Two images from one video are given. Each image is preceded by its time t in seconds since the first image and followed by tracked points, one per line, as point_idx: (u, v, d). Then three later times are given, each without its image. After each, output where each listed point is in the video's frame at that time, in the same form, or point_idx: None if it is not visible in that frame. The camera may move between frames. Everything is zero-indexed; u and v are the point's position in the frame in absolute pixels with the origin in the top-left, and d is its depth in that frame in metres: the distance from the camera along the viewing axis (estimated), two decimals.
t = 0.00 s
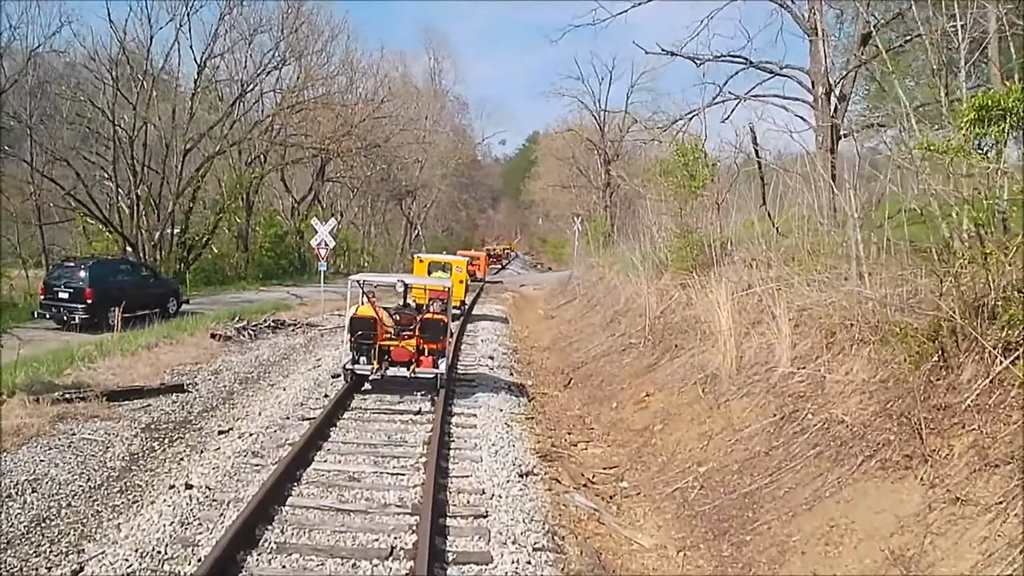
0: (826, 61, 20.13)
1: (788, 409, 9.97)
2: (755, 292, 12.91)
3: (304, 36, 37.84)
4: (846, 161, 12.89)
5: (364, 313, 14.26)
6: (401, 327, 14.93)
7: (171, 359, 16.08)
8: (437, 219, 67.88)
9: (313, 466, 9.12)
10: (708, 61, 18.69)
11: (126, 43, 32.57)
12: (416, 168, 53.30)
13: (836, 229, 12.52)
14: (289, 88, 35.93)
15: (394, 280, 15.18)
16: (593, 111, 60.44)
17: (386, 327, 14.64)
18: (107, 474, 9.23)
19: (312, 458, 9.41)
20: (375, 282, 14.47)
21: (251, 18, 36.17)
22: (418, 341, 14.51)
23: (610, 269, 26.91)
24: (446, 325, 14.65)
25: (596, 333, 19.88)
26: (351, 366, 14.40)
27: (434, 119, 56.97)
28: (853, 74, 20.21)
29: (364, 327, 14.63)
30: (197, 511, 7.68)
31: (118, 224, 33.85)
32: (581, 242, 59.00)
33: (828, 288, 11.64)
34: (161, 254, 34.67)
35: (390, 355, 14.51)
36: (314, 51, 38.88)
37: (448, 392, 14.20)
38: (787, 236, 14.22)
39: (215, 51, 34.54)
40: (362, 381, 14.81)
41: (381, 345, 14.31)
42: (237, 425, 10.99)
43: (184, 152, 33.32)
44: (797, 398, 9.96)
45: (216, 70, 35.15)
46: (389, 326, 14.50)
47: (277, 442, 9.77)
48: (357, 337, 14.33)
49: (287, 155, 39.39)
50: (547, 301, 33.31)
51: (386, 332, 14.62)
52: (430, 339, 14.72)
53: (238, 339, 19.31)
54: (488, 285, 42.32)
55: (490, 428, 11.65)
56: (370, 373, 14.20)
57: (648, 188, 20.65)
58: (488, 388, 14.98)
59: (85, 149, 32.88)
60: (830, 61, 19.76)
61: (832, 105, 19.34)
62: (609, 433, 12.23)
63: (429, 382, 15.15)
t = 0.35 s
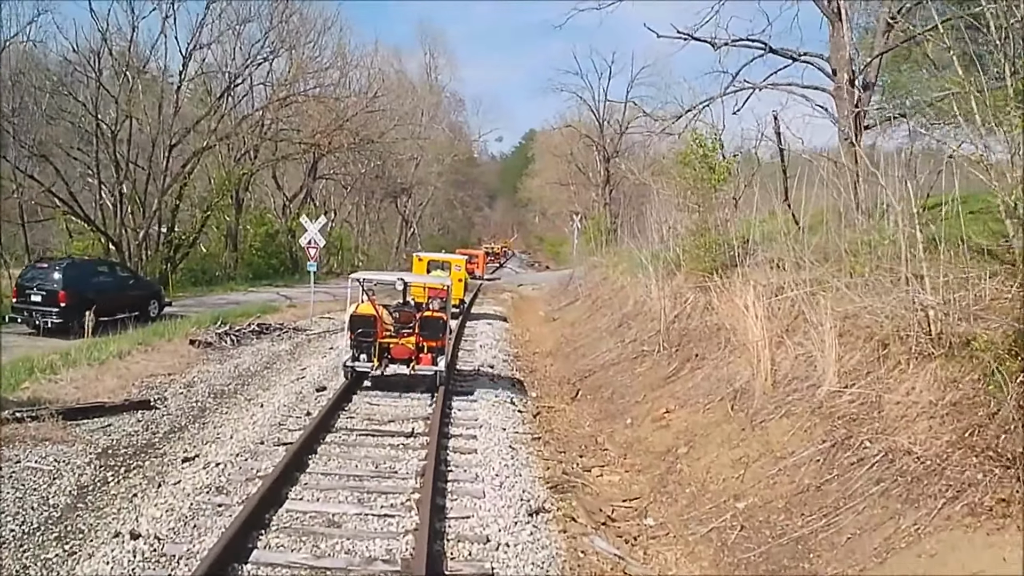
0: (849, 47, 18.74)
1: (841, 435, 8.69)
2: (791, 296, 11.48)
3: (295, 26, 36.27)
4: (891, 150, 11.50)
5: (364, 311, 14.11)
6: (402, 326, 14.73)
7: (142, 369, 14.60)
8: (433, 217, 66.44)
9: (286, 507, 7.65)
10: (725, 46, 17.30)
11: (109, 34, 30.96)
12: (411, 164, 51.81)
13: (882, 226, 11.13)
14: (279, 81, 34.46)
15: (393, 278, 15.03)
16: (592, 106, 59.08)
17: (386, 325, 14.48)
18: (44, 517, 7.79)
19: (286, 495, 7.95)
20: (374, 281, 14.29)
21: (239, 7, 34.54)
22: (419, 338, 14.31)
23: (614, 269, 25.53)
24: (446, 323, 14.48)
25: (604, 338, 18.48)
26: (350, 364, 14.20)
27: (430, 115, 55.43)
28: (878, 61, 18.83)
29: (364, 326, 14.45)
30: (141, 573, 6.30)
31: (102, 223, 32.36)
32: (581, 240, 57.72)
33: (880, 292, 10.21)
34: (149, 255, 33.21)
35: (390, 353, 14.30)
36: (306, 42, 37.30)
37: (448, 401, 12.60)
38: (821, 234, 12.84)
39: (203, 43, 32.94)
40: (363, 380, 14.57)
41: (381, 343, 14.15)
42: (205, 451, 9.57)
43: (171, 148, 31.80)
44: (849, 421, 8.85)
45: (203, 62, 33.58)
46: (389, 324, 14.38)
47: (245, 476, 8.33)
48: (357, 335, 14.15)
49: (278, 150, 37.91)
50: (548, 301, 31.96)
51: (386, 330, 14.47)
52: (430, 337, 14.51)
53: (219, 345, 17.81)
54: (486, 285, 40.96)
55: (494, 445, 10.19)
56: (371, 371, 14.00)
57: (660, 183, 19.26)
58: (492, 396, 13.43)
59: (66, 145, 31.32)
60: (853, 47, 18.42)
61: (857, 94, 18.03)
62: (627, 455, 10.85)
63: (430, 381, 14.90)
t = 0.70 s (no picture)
0: (879, 32, 17.36)
1: (914, 471, 7.30)
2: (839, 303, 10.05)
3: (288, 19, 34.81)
4: (952, 139, 10.12)
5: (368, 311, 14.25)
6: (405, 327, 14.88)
7: (110, 386, 13.18)
8: (431, 217, 65.01)
9: (252, 570, 6.28)
10: (748, 30, 15.90)
11: (92, 27, 29.48)
12: (409, 163, 50.38)
13: (943, 225, 9.76)
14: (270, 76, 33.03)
15: (397, 281, 15.08)
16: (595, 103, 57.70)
17: (389, 326, 14.64)
18: None
19: (254, 552, 6.59)
20: (377, 285, 14.28)
21: None
22: (420, 339, 14.47)
23: (622, 272, 24.16)
24: (447, 324, 14.62)
25: (615, 346, 17.03)
26: (353, 364, 14.43)
27: (428, 112, 54.01)
28: (909, 48, 17.49)
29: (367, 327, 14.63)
30: None
31: (85, 224, 30.91)
32: (583, 240, 56.39)
33: (951, 300, 8.76)
34: (135, 257, 31.79)
35: (393, 353, 14.50)
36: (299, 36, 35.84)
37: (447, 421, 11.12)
38: (866, 234, 11.48)
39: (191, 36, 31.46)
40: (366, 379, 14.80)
41: (385, 343, 14.26)
42: (164, 490, 8.21)
43: (157, 145, 30.37)
44: (922, 455, 7.48)
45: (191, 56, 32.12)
46: (392, 325, 14.53)
47: (206, 528, 6.97)
48: (361, 335, 14.28)
49: (270, 147, 36.48)
50: (551, 304, 30.61)
51: (389, 330, 14.59)
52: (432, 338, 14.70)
53: (199, 356, 16.37)
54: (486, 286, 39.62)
55: (502, 481, 8.81)
56: (373, 370, 14.20)
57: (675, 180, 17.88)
58: (496, 413, 11.90)
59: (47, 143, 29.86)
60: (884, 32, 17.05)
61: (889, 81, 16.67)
62: (653, 488, 9.44)
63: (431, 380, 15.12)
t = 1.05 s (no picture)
0: (916, 11, 15.96)
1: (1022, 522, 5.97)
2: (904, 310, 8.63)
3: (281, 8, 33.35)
4: None
5: (370, 309, 13.90)
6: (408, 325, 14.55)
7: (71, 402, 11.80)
8: (430, 215, 63.62)
9: None
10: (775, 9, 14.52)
11: (74, 16, 28.04)
12: (407, 159, 48.99)
13: None
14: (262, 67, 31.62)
15: (401, 278, 14.72)
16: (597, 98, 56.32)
17: (391, 324, 14.31)
18: None
19: None
20: (379, 282, 13.93)
21: None
22: (423, 337, 14.09)
23: (632, 272, 22.78)
24: (451, 321, 14.27)
25: (629, 353, 15.65)
26: (356, 362, 14.11)
27: (427, 107, 52.58)
28: (947, 31, 16.15)
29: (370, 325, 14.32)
30: None
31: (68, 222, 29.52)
32: (586, 239, 55.02)
33: None
34: (121, 257, 30.38)
35: (396, 352, 14.15)
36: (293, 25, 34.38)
37: (447, 443, 9.74)
38: (921, 231, 10.13)
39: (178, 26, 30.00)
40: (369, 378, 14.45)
41: (387, 341, 13.88)
42: (107, 540, 6.87)
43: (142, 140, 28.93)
44: None
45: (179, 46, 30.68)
46: (394, 323, 14.19)
47: None
48: (363, 333, 13.91)
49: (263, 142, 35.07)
50: (555, 304, 29.25)
51: (391, 328, 14.22)
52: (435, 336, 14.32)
53: (177, 366, 15.00)
54: (487, 286, 38.25)
55: (512, 525, 7.42)
56: (376, 369, 13.85)
57: (693, 173, 16.51)
58: (502, 432, 10.51)
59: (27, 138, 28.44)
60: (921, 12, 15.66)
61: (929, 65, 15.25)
62: (687, 527, 8.06)
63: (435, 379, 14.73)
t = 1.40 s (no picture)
0: None
1: None
2: (989, 325, 7.17)
3: None
4: None
5: (369, 309, 13.50)
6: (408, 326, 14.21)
7: (19, 427, 10.38)
8: (425, 215, 62.10)
9: None
10: None
11: (51, 6, 26.52)
12: (402, 157, 47.57)
13: None
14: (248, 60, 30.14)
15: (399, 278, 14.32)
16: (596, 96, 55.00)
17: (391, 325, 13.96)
18: None
19: None
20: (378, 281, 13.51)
21: None
22: (421, 337, 13.72)
23: (640, 274, 21.34)
24: (450, 321, 13.90)
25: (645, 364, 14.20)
26: (354, 363, 13.75)
27: (422, 104, 51.12)
28: (989, 12, 14.83)
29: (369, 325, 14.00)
30: None
31: (45, 223, 28.00)
32: (585, 239, 53.68)
33: None
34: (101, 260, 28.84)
35: (395, 352, 13.79)
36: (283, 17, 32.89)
37: (443, 480, 8.33)
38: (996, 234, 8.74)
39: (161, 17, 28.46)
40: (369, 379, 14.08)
41: (386, 342, 13.49)
42: None
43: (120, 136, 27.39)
44: None
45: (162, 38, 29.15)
46: (393, 323, 13.85)
47: None
48: (361, 334, 13.51)
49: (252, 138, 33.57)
50: (556, 307, 27.79)
51: (390, 328, 13.84)
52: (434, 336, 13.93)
53: (145, 380, 13.56)
54: (484, 287, 36.81)
55: None
56: (374, 369, 13.50)
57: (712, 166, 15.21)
58: (507, 463, 9.08)
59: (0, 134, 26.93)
60: None
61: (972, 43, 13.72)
62: None
63: (435, 381, 14.32)
